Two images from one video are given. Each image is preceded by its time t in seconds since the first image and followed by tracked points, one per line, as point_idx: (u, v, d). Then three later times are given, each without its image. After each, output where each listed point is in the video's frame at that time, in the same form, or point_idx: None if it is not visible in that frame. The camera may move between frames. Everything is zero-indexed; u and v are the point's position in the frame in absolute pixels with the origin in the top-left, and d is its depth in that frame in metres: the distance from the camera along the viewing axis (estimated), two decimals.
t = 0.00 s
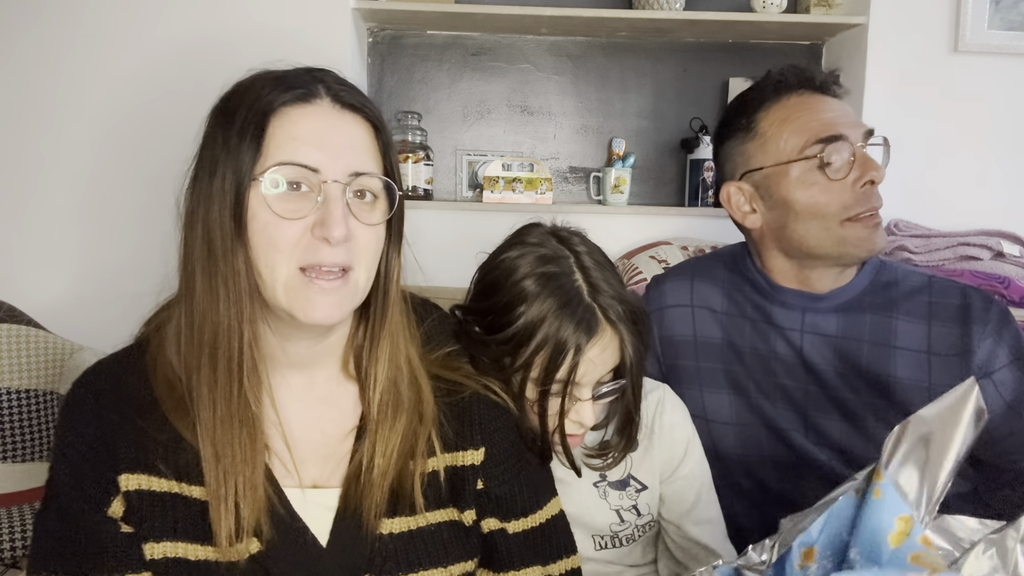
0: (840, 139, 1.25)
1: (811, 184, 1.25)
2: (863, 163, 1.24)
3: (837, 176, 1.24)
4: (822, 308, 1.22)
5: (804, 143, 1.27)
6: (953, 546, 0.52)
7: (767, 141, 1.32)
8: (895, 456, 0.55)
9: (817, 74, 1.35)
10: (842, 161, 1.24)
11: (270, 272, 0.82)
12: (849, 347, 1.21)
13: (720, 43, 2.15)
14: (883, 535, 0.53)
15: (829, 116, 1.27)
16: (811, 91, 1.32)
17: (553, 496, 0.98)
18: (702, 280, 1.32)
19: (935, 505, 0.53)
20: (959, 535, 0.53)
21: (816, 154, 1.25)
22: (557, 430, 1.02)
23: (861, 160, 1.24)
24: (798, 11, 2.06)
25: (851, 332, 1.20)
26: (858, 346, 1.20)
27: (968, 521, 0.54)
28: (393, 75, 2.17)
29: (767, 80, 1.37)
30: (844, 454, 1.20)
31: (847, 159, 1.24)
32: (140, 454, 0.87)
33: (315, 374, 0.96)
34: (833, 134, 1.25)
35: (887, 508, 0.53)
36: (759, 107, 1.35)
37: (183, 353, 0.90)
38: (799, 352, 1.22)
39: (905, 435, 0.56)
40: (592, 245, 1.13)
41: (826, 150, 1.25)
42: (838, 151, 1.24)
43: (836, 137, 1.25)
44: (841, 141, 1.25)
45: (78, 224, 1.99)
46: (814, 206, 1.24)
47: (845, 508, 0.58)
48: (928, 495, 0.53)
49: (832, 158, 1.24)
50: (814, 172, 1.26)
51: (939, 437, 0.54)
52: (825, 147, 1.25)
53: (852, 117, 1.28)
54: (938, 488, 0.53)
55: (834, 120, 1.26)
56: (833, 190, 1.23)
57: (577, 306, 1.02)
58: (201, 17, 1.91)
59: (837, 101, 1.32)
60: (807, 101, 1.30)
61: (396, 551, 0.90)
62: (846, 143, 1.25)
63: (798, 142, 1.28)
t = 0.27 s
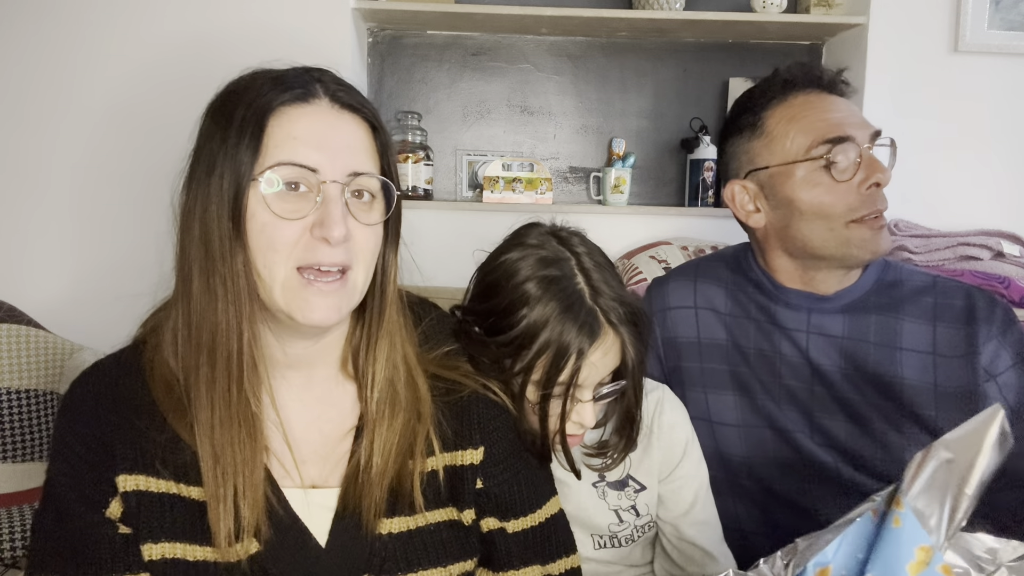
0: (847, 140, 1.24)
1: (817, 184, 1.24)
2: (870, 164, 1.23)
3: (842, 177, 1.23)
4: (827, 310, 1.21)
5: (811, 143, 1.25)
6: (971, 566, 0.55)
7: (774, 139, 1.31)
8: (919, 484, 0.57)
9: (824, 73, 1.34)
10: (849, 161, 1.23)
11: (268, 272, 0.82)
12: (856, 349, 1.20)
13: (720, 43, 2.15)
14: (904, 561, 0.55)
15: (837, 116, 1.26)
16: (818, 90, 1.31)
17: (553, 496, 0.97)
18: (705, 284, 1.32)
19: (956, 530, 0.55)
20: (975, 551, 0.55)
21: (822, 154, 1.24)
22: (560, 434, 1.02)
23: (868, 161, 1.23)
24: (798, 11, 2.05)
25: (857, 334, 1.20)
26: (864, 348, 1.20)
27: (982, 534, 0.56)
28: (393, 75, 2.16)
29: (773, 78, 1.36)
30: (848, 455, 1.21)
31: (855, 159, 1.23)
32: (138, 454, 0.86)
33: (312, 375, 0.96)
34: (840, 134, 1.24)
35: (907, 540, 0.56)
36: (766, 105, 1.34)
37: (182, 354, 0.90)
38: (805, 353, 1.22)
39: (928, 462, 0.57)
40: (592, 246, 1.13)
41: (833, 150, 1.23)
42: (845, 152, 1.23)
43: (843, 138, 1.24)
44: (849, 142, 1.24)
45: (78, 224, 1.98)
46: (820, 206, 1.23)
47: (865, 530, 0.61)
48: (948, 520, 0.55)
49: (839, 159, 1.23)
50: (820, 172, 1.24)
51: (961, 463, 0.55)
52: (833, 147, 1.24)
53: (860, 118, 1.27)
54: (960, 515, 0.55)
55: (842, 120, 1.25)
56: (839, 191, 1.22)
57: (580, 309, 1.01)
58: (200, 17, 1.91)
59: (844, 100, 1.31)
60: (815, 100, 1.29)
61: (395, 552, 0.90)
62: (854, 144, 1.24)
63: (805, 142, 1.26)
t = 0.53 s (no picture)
0: (844, 140, 1.24)
1: (814, 184, 1.24)
2: (867, 163, 1.23)
3: (840, 177, 1.23)
4: (826, 311, 1.21)
5: (808, 143, 1.26)
6: (980, 568, 0.54)
7: (771, 140, 1.31)
8: (937, 483, 0.56)
9: (821, 72, 1.34)
10: (845, 161, 1.24)
11: (267, 275, 0.82)
12: (857, 350, 1.20)
13: (720, 43, 2.15)
14: (920, 559, 0.55)
15: (833, 115, 1.26)
16: (816, 89, 1.31)
17: (553, 496, 0.98)
18: (705, 283, 1.32)
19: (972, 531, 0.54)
20: (985, 553, 0.55)
21: (819, 153, 1.24)
22: (561, 438, 1.02)
23: (865, 161, 1.23)
24: (798, 11, 2.05)
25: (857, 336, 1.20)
26: (864, 351, 1.20)
27: (994, 537, 0.55)
28: (393, 75, 2.16)
29: (770, 77, 1.36)
30: (847, 455, 1.21)
31: (852, 159, 1.23)
32: (137, 455, 0.87)
33: (309, 377, 0.95)
34: (837, 134, 1.24)
35: (923, 537, 0.55)
36: (764, 105, 1.34)
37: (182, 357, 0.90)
38: (805, 355, 1.22)
39: (948, 462, 0.56)
40: (592, 249, 1.13)
41: (830, 150, 1.24)
42: (841, 152, 1.23)
43: (840, 137, 1.24)
44: (845, 142, 1.24)
45: (77, 224, 1.98)
46: (817, 206, 1.23)
47: (879, 527, 0.60)
48: (965, 520, 0.54)
49: (835, 158, 1.24)
50: (817, 171, 1.25)
51: (980, 463, 0.54)
52: (829, 147, 1.24)
53: (857, 118, 1.27)
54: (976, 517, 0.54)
55: (838, 120, 1.26)
56: (836, 190, 1.22)
57: (581, 314, 1.01)
58: (200, 16, 1.91)
59: (841, 99, 1.31)
60: (812, 99, 1.29)
61: (395, 553, 0.90)
62: (850, 143, 1.24)
63: (802, 142, 1.26)
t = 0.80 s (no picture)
0: (843, 142, 1.23)
1: (813, 186, 1.24)
2: (867, 166, 1.23)
3: (839, 179, 1.23)
4: (824, 312, 1.21)
5: (808, 145, 1.25)
6: (976, 566, 0.54)
7: (771, 141, 1.31)
8: (930, 481, 0.56)
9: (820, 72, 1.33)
10: (845, 163, 1.23)
11: (287, 289, 0.82)
12: (853, 353, 1.20)
13: (720, 43, 2.15)
14: (916, 558, 0.54)
15: (833, 117, 1.26)
16: (816, 90, 1.31)
17: (552, 497, 0.98)
18: (703, 284, 1.32)
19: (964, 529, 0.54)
20: (981, 551, 0.55)
21: (818, 155, 1.24)
22: (557, 438, 1.02)
23: (865, 163, 1.23)
24: (799, 11, 2.05)
25: (855, 338, 1.20)
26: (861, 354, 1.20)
27: (989, 535, 0.56)
28: (393, 75, 2.16)
29: (771, 77, 1.36)
30: (845, 456, 1.21)
31: (851, 161, 1.23)
32: (136, 456, 0.86)
33: (308, 378, 0.95)
34: (836, 136, 1.24)
35: (917, 535, 0.55)
36: (764, 106, 1.33)
37: (181, 357, 0.90)
38: (802, 357, 1.22)
39: (941, 461, 0.56)
40: (589, 249, 1.13)
41: (829, 152, 1.23)
42: (841, 154, 1.23)
43: (840, 140, 1.24)
44: (845, 144, 1.24)
45: (77, 224, 1.98)
46: (817, 208, 1.23)
47: (873, 526, 0.60)
48: (959, 518, 0.54)
49: (835, 160, 1.23)
50: (817, 173, 1.24)
51: (973, 461, 0.54)
52: (830, 149, 1.23)
53: (856, 120, 1.27)
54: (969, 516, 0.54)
55: (838, 122, 1.25)
56: (836, 192, 1.22)
57: (578, 315, 1.01)
58: (200, 16, 1.91)
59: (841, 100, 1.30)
60: (812, 100, 1.29)
61: (395, 553, 0.90)
62: (850, 146, 1.24)
63: (802, 143, 1.26)
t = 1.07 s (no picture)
0: (849, 146, 1.22)
1: (817, 189, 1.23)
2: (871, 169, 1.22)
3: (842, 183, 1.22)
4: (824, 314, 1.21)
5: (813, 148, 1.24)
6: (981, 565, 0.54)
7: (775, 142, 1.29)
8: (938, 482, 0.56)
9: (828, 73, 1.32)
10: (849, 166, 1.22)
11: (305, 294, 0.81)
12: (854, 356, 1.20)
13: (719, 43, 2.15)
14: (923, 556, 0.54)
15: (840, 118, 1.24)
16: (823, 91, 1.29)
17: (551, 496, 0.97)
18: (703, 285, 1.32)
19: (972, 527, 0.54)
20: (985, 551, 0.55)
21: (823, 159, 1.23)
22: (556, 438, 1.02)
23: (870, 168, 1.22)
24: (798, 11, 2.05)
25: (855, 341, 1.20)
26: (862, 356, 1.20)
27: (993, 534, 0.55)
28: (393, 75, 2.16)
29: (779, 76, 1.34)
30: (845, 458, 1.21)
31: (856, 165, 1.22)
32: (137, 456, 0.86)
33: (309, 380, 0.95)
34: (842, 140, 1.22)
35: (925, 534, 0.55)
36: (768, 105, 1.32)
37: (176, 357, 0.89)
38: (803, 359, 1.22)
39: (948, 463, 0.56)
40: (588, 249, 1.13)
41: (834, 156, 1.22)
42: (845, 158, 1.22)
43: (845, 143, 1.22)
44: (850, 147, 1.22)
45: (77, 224, 1.98)
46: (819, 211, 1.23)
47: (880, 526, 0.60)
48: (966, 518, 0.54)
49: (840, 164, 1.22)
50: (821, 176, 1.23)
51: (980, 461, 0.54)
52: (835, 153, 1.22)
53: (863, 122, 1.25)
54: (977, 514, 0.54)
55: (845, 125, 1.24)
56: (839, 196, 1.21)
57: (576, 315, 1.01)
58: (200, 16, 1.91)
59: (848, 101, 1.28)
60: (818, 102, 1.27)
61: (394, 552, 0.90)
62: (855, 149, 1.22)
63: (807, 145, 1.25)
